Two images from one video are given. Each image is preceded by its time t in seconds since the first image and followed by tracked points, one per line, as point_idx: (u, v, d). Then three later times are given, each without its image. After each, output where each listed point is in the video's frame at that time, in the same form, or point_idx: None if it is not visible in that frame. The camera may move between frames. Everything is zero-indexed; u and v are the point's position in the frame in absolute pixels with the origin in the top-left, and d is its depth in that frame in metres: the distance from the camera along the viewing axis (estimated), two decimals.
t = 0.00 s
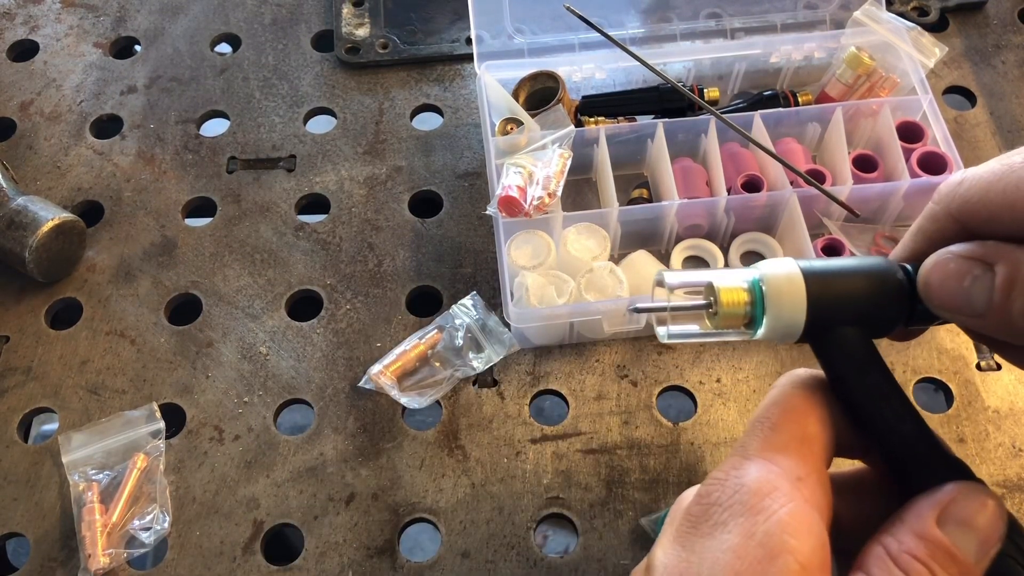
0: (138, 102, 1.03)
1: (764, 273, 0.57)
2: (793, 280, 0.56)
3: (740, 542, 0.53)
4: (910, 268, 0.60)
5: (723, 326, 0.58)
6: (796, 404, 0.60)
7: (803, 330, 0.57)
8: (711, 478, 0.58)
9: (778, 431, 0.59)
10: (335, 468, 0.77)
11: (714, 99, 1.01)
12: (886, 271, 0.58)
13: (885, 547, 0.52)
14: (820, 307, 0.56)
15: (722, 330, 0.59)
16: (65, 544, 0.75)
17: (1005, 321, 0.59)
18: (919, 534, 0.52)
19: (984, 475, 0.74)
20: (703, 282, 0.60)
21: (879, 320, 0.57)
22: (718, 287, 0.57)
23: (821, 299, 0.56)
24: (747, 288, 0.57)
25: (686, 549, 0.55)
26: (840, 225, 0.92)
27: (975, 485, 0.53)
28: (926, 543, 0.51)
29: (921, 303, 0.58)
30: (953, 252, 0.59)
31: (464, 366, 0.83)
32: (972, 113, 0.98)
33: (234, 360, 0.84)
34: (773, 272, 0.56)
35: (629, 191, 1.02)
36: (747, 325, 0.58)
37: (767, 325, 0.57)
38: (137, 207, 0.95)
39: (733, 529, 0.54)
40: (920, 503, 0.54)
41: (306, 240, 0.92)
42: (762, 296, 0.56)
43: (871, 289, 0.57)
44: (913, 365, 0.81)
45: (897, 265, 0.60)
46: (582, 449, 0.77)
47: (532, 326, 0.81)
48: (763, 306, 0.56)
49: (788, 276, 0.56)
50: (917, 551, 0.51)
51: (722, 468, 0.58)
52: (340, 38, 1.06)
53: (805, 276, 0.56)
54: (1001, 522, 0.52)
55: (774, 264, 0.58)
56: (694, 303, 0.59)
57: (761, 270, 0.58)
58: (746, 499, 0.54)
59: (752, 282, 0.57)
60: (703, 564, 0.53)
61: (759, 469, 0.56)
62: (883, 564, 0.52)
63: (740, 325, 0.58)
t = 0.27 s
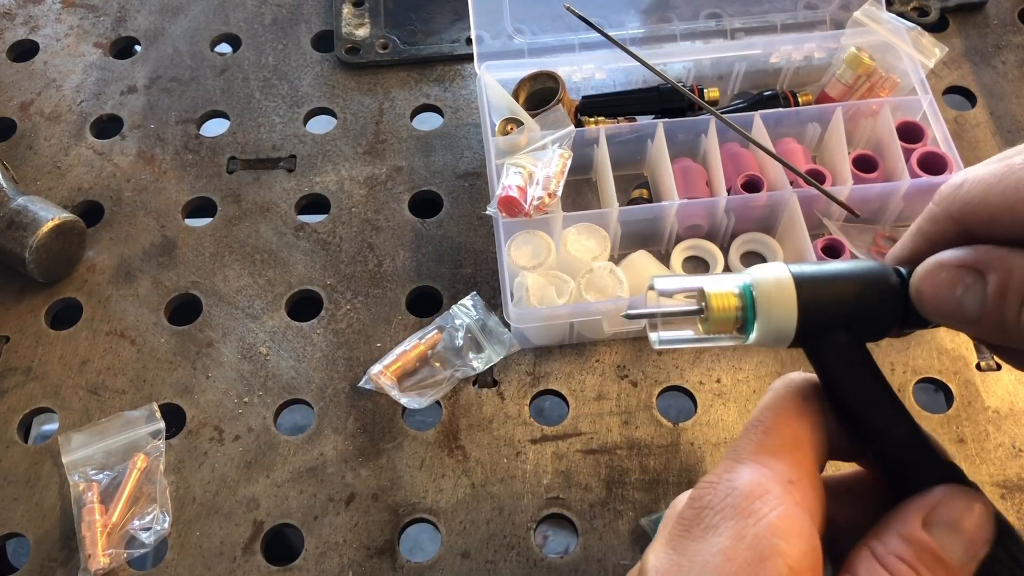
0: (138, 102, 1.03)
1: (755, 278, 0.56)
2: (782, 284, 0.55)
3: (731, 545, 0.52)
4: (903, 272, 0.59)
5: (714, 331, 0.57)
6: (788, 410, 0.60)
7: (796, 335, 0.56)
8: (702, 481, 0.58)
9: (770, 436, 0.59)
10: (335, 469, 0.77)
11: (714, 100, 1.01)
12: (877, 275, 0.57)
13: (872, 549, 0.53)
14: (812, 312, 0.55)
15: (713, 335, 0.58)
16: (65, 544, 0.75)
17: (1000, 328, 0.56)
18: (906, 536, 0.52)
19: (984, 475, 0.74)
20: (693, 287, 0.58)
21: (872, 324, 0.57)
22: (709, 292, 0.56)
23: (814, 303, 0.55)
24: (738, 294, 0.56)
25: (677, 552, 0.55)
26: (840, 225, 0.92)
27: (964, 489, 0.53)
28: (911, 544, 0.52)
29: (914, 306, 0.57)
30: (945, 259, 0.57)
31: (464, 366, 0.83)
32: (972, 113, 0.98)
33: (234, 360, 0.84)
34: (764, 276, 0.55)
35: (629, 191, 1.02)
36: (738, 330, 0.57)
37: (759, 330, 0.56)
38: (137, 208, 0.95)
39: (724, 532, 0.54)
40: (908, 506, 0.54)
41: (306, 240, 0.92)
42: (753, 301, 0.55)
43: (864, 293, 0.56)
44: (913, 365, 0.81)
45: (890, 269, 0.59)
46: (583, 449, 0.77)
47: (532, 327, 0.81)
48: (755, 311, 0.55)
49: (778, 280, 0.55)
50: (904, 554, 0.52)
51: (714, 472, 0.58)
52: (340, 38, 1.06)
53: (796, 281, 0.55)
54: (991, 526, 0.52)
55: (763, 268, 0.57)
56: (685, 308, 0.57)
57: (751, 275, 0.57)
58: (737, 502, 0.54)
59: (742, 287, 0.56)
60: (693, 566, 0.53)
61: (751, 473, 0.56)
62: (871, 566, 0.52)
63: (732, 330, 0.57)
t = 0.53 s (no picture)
0: (138, 103, 1.03)
1: (750, 279, 0.55)
2: (778, 286, 0.54)
3: (726, 544, 0.52)
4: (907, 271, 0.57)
5: (710, 332, 0.57)
6: (783, 414, 0.61)
7: (791, 336, 0.55)
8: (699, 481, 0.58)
9: (767, 438, 0.59)
10: (335, 469, 0.77)
11: (714, 100, 1.01)
12: (877, 276, 0.55)
13: (869, 549, 0.53)
14: (806, 315, 0.54)
15: (709, 336, 0.58)
16: (65, 544, 0.75)
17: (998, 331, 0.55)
18: (902, 537, 0.52)
19: (984, 475, 0.74)
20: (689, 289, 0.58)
21: (871, 325, 0.55)
22: (703, 294, 0.56)
23: (809, 305, 0.54)
24: (732, 295, 0.56)
25: (673, 552, 0.55)
26: (841, 225, 0.92)
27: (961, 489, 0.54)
28: (909, 544, 0.52)
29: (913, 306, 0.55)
30: (945, 261, 0.55)
31: (464, 366, 0.83)
32: (972, 113, 0.98)
33: (234, 361, 0.84)
34: (759, 277, 0.55)
35: (630, 191, 1.02)
36: (735, 331, 0.57)
37: (754, 331, 0.55)
38: (137, 208, 0.95)
39: (719, 531, 0.53)
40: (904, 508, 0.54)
41: (306, 240, 0.92)
42: (748, 302, 0.55)
43: (862, 294, 0.55)
44: (913, 365, 0.81)
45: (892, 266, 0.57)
46: (583, 449, 0.77)
47: (532, 327, 0.81)
48: (749, 312, 0.55)
49: (774, 281, 0.55)
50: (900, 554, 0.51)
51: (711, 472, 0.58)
52: (340, 38, 1.06)
53: (791, 283, 0.54)
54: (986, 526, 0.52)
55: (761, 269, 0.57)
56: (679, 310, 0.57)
57: (747, 275, 0.56)
58: (733, 502, 0.54)
59: (737, 288, 0.56)
60: (689, 566, 0.53)
61: (747, 473, 0.56)
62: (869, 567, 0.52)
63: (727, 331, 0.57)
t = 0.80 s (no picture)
0: (138, 103, 1.03)
1: (746, 282, 0.55)
2: (775, 289, 0.54)
3: (723, 545, 0.52)
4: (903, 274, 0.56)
5: (708, 335, 0.57)
6: (782, 415, 0.60)
7: (789, 339, 0.55)
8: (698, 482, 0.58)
9: (766, 437, 0.59)
10: (335, 469, 0.77)
11: (714, 100, 1.01)
12: (873, 279, 0.55)
13: (866, 550, 0.53)
14: (803, 317, 0.54)
15: (708, 338, 0.58)
16: (65, 545, 0.75)
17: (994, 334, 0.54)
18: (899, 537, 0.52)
19: (984, 476, 0.74)
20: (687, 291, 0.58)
21: (867, 325, 0.55)
22: (700, 296, 0.56)
23: (806, 307, 0.54)
24: (730, 298, 0.56)
25: (672, 551, 0.55)
26: (841, 225, 0.92)
27: (961, 491, 0.53)
28: (905, 545, 0.52)
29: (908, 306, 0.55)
30: (941, 263, 0.54)
31: (464, 366, 0.83)
32: (972, 113, 0.98)
33: (234, 361, 0.84)
34: (756, 280, 0.55)
35: (630, 191, 1.02)
36: (733, 333, 0.57)
37: (752, 334, 0.55)
38: (137, 208, 0.95)
39: (717, 532, 0.54)
40: (902, 507, 0.54)
41: (306, 241, 0.92)
42: (745, 305, 0.55)
43: (858, 295, 0.54)
44: (913, 365, 0.81)
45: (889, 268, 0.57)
46: (583, 449, 0.77)
47: (532, 327, 0.81)
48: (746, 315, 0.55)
49: (771, 283, 0.54)
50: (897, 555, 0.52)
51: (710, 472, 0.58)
52: (340, 38, 1.06)
53: (788, 285, 0.54)
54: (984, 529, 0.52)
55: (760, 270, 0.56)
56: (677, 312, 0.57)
57: (745, 277, 0.56)
58: (732, 502, 0.54)
59: (735, 291, 0.56)
60: (687, 565, 0.53)
61: (746, 473, 0.56)
62: (864, 567, 0.52)
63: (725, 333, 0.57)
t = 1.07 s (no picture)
0: (138, 103, 1.03)
1: (741, 287, 0.54)
2: (769, 295, 0.54)
3: (717, 551, 0.53)
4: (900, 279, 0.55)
5: (702, 340, 0.57)
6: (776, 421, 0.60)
7: (783, 345, 0.55)
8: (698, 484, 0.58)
9: (762, 445, 0.59)
10: (335, 470, 0.77)
11: (715, 100, 1.01)
12: (862, 286, 0.54)
13: (859, 553, 0.53)
14: (794, 323, 0.54)
15: (702, 344, 0.58)
16: (65, 545, 0.75)
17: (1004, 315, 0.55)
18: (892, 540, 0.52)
19: (984, 476, 0.74)
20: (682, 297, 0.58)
21: (862, 331, 0.54)
22: (695, 301, 0.56)
23: (798, 312, 0.53)
24: (724, 303, 0.55)
25: (666, 556, 0.55)
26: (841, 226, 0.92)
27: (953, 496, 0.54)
28: (897, 547, 0.52)
29: (905, 310, 0.54)
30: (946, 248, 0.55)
31: (464, 366, 0.83)
32: (972, 113, 0.98)
33: (234, 361, 0.84)
34: (750, 285, 0.54)
35: (630, 191, 1.02)
36: (727, 339, 0.56)
37: (745, 340, 0.55)
38: (137, 208, 0.95)
39: (711, 538, 0.54)
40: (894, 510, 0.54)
41: (306, 241, 0.92)
42: (738, 311, 0.54)
43: (853, 301, 0.54)
44: (913, 365, 0.81)
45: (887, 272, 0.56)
46: (583, 450, 0.77)
47: (532, 327, 0.81)
48: (740, 321, 0.54)
49: (765, 289, 0.54)
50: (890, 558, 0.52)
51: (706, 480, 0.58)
52: (340, 39, 1.06)
53: (782, 291, 0.54)
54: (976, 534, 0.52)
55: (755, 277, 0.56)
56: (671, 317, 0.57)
57: (740, 283, 0.56)
58: (726, 508, 0.55)
59: (730, 297, 0.55)
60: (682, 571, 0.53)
61: (740, 480, 0.56)
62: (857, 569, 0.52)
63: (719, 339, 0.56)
